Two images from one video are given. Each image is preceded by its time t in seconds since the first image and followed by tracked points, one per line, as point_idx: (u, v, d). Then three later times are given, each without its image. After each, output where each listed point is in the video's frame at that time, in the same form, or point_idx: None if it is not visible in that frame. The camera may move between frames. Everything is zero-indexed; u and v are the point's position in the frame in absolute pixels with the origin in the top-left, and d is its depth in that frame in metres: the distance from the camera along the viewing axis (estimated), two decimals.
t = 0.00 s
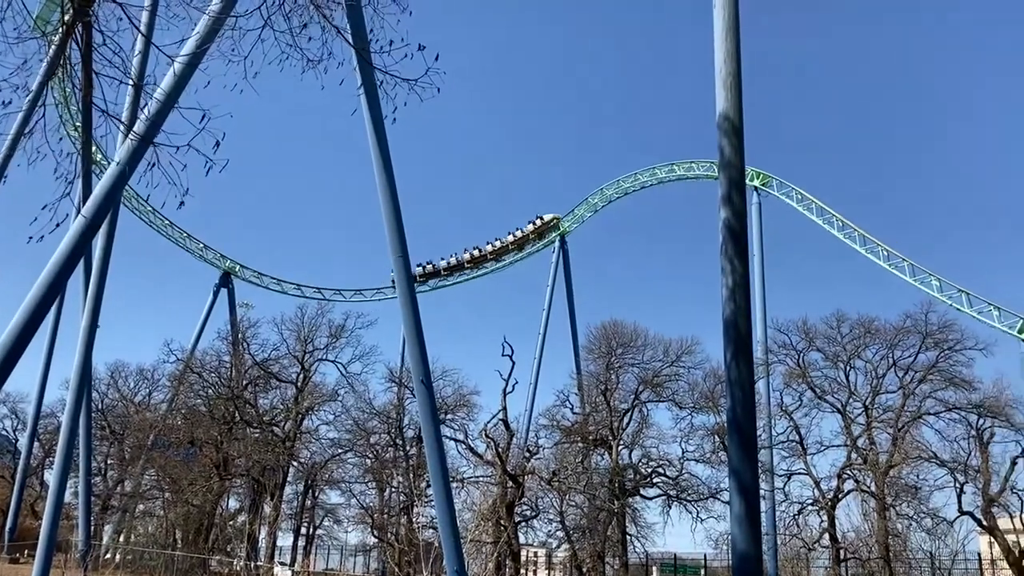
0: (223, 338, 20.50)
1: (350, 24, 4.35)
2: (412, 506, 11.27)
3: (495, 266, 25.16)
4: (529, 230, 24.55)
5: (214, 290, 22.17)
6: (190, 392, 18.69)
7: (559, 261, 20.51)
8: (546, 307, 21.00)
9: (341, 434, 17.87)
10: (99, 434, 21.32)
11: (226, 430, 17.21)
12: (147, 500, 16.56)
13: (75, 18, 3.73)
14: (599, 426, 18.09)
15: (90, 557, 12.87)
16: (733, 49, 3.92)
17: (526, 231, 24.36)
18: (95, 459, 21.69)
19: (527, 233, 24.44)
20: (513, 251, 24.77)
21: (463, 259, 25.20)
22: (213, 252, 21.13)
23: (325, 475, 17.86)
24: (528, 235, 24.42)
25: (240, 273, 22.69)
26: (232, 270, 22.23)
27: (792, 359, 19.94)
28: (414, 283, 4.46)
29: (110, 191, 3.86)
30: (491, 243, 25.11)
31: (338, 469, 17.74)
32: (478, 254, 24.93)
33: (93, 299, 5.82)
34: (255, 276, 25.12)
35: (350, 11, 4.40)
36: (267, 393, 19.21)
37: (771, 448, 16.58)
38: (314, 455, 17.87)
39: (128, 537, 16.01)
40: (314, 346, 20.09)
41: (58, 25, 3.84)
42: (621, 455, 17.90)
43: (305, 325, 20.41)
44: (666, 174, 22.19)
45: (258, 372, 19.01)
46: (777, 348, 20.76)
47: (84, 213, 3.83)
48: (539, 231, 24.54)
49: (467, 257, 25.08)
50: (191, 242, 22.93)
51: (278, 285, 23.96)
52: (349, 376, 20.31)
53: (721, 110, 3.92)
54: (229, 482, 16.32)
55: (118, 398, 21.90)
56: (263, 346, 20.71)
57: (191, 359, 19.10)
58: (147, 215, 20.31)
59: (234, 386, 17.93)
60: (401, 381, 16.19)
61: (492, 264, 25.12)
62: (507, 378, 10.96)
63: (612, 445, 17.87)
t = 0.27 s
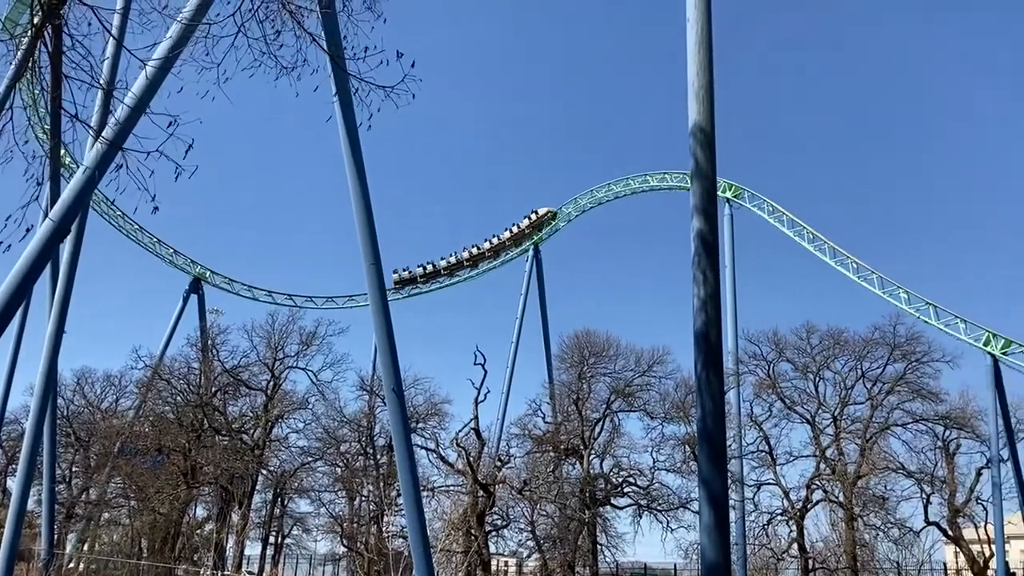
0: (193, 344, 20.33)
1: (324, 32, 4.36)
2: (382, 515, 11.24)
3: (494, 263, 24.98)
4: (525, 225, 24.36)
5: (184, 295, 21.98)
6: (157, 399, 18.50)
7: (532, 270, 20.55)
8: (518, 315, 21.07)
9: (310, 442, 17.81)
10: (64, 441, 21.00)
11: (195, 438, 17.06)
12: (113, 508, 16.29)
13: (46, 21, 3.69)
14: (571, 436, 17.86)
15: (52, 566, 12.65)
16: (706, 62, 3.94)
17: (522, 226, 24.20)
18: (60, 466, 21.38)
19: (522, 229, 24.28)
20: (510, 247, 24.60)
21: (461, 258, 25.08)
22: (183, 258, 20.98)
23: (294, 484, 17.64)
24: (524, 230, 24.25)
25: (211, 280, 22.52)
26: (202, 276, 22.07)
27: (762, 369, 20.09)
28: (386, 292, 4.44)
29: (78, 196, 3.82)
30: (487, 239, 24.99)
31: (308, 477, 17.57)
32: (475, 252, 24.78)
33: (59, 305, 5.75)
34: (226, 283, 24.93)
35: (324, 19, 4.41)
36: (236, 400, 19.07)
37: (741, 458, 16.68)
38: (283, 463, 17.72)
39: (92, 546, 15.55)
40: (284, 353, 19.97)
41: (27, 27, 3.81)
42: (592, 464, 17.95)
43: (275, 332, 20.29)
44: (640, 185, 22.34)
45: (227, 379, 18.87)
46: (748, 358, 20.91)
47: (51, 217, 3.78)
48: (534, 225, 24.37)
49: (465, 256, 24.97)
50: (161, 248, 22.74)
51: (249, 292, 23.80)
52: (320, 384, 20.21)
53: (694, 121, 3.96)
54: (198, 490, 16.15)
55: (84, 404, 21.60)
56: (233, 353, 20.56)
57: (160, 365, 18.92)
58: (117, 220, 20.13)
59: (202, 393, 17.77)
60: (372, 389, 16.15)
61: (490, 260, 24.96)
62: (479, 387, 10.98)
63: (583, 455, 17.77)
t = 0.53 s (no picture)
0: (164, 352, 20.17)
1: (300, 39, 4.37)
2: (354, 526, 11.21)
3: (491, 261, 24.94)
4: (519, 221, 24.45)
5: (156, 302, 21.80)
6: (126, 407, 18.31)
7: (508, 280, 20.59)
8: (493, 325, 21.13)
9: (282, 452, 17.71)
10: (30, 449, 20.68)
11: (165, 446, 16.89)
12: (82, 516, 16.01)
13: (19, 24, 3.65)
14: (544, 446, 17.92)
15: None
16: (682, 75, 3.97)
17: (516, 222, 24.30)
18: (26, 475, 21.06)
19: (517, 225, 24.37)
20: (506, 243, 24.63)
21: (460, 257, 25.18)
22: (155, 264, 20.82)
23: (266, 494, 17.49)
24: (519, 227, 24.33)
25: (183, 286, 22.35)
26: (174, 283, 21.90)
27: (735, 381, 20.22)
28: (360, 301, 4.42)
29: (48, 202, 3.77)
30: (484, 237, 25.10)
31: (280, 486, 17.48)
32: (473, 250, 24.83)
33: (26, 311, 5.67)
34: (200, 291, 24.75)
35: (300, 26, 4.41)
36: (207, 409, 18.93)
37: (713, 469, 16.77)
38: (254, 472, 17.57)
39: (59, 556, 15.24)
40: (257, 362, 19.86)
41: None
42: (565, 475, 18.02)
43: (248, 340, 20.17)
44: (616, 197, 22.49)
45: (198, 388, 18.74)
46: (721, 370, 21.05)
47: (19, 223, 3.72)
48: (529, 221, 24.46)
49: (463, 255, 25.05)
50: (133, 254, 22.54)
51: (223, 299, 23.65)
52: (292, 393, 20.10)
53: (669, 134, 3.98)
54: (168, 499, 15.98)
55: (52, 412, 21.30)
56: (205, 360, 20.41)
57: (129, 373, 18.75)
58: (87, 226, 19.94)
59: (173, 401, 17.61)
60: (344, 399, 16.10)
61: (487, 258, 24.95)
62: (451, 397, 10.97)
63: (556, 466, 17.73)
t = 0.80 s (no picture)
0: (136, 361, 19.95)
1: (279, 49, 4.38)
2: (328, 537, 11.15)
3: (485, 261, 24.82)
4: (514, 220, 24.42)
5: (129, 310, 21.56)
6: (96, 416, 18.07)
7: (484, 291, 20.60)
8: (470, 336, 21.13)
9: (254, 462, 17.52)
10: None
11: (135, 456, 16.66)
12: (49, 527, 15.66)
13: None
14: (519, 457, 17.93)
15: None
16: (660, 90, 4.00)
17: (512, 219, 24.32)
18: None
19: (511, 223, 24.40)
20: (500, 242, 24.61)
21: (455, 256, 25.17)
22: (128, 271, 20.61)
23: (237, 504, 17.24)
24: (513, 225, 24.36)
25: (156, 294, 22.12)
26: (147, 291, 21.68)
27: (710, 393, 20.33)
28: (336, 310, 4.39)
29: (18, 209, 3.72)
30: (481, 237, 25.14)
31: (251, 496, 17.23)
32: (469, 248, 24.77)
33: None
34: (174, 299, 24.54)
35: (280, 36, 4.42)
36: (179, 418, 18.73)
37: (688, 481, 16.83)
38: (226, 482, 17.36)
39: (26, 567, 14.91)
40: (230, 371, 19.69)
41: None
42: (540, 486, 17.99)
43: (222, 348, 20.00)
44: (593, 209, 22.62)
45: (171, 397, 18.55)
46: (695, 382, 21.16)
47: None
48: (525, 220, 24.46)
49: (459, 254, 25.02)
50: (105, 261, 22.30)
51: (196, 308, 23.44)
52: (266, 402, 19.94)
53: (647, 147, 4.01)
54: (138, 510, 15.75)
55: (20, 420, 20.94)
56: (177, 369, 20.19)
57: (101, 381, 18.51)
58: (59, 233, 19.71)
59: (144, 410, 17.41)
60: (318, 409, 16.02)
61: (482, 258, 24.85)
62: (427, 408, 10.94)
63: (531, 477, 17.70)
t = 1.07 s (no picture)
0: (110, 369, 19.71)
1: (260, 57, 4.37)
2: (302, 547, 11.06)
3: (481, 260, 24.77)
4: (512, 220, 24.32)
5: (103, 317, 21.31)
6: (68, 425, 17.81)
7: (462, 301, 20.59)
8: (447, 346, 21.10)
9: (228, 472, 17.33)
10: None
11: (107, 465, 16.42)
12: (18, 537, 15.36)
13: None
14: (495, 468, 17.90)
15: None
16: (639, 104, 4.03)
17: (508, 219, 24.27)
18: None
19: (506, 222, 24.37)
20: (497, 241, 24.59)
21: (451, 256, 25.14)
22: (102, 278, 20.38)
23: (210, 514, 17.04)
24: (509, 225, 24.32)
25: (131, 302, 21.89)
26: (122, 298, 21.45)
27: (686, 406, 20.42)
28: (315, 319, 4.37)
29: None
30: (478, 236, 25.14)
31: (226, 506, 17.06)
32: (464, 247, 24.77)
33: None
34: (149, 306, 24.31)
35: (261, 44, 4.40)
36: (152, 427, 18.51)
37: (664, 493, 16.88)
38: (200, 492, 17.14)
39: None
40: (205, 379, 19.50)
41: None
42: (517, 497, 17.97)
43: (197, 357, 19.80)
44: (571, 220, 22.72)
45: (144, 405, 18.33)
46: (672, 394, 21.25)
47: None
48: (522, 222, 24.36)
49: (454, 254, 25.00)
50: (79, 268, 22.05)
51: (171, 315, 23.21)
52: (241, 412, 19.76)
53: (626, 160, 4.03)
54: (109, 520, 15.52)
55: None
56: (151, 378, 19.98)
57: (72, 389, 18.25)
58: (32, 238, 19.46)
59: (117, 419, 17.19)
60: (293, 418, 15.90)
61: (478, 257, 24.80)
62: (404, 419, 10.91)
63: (508, 488, 17.68)
